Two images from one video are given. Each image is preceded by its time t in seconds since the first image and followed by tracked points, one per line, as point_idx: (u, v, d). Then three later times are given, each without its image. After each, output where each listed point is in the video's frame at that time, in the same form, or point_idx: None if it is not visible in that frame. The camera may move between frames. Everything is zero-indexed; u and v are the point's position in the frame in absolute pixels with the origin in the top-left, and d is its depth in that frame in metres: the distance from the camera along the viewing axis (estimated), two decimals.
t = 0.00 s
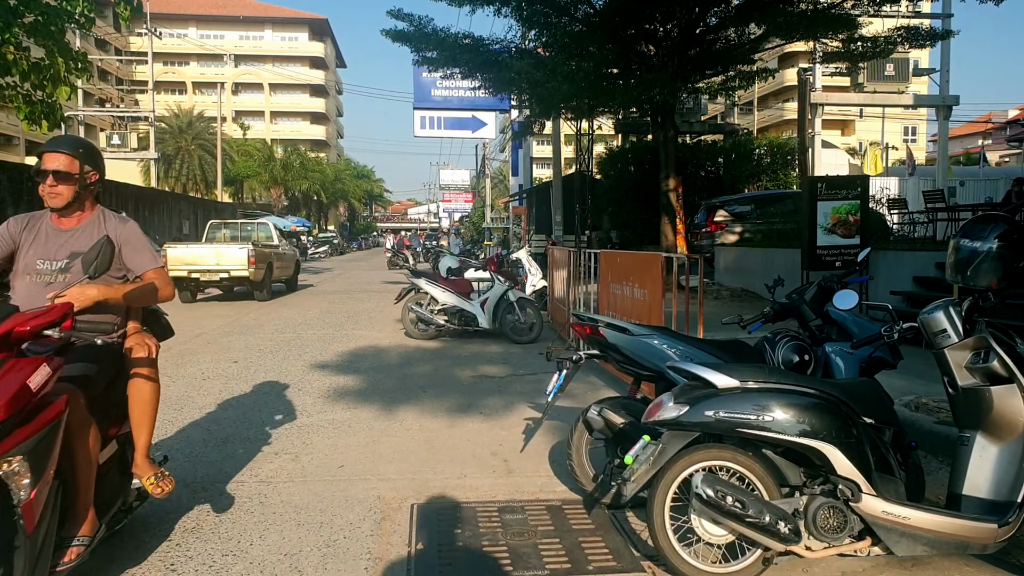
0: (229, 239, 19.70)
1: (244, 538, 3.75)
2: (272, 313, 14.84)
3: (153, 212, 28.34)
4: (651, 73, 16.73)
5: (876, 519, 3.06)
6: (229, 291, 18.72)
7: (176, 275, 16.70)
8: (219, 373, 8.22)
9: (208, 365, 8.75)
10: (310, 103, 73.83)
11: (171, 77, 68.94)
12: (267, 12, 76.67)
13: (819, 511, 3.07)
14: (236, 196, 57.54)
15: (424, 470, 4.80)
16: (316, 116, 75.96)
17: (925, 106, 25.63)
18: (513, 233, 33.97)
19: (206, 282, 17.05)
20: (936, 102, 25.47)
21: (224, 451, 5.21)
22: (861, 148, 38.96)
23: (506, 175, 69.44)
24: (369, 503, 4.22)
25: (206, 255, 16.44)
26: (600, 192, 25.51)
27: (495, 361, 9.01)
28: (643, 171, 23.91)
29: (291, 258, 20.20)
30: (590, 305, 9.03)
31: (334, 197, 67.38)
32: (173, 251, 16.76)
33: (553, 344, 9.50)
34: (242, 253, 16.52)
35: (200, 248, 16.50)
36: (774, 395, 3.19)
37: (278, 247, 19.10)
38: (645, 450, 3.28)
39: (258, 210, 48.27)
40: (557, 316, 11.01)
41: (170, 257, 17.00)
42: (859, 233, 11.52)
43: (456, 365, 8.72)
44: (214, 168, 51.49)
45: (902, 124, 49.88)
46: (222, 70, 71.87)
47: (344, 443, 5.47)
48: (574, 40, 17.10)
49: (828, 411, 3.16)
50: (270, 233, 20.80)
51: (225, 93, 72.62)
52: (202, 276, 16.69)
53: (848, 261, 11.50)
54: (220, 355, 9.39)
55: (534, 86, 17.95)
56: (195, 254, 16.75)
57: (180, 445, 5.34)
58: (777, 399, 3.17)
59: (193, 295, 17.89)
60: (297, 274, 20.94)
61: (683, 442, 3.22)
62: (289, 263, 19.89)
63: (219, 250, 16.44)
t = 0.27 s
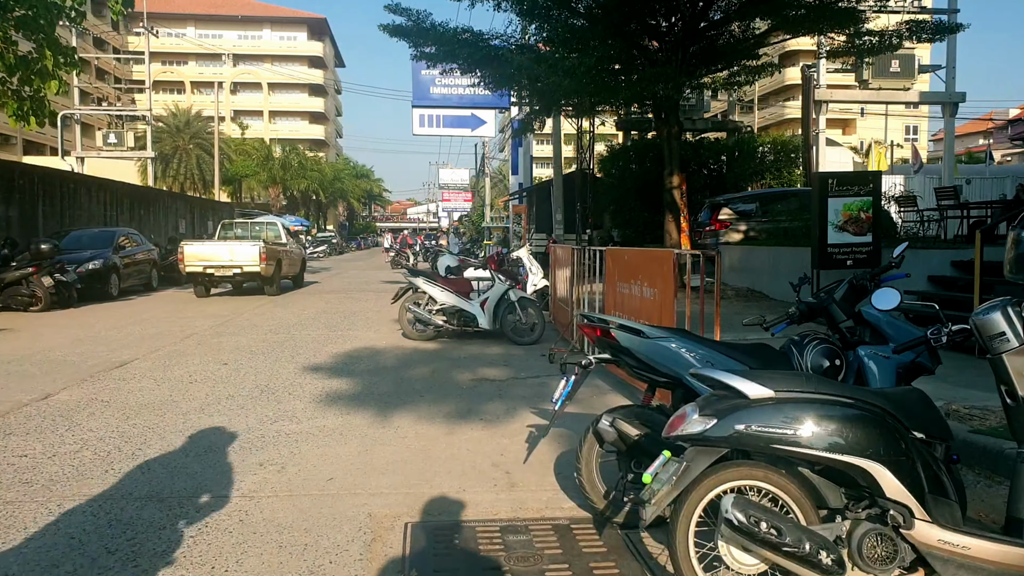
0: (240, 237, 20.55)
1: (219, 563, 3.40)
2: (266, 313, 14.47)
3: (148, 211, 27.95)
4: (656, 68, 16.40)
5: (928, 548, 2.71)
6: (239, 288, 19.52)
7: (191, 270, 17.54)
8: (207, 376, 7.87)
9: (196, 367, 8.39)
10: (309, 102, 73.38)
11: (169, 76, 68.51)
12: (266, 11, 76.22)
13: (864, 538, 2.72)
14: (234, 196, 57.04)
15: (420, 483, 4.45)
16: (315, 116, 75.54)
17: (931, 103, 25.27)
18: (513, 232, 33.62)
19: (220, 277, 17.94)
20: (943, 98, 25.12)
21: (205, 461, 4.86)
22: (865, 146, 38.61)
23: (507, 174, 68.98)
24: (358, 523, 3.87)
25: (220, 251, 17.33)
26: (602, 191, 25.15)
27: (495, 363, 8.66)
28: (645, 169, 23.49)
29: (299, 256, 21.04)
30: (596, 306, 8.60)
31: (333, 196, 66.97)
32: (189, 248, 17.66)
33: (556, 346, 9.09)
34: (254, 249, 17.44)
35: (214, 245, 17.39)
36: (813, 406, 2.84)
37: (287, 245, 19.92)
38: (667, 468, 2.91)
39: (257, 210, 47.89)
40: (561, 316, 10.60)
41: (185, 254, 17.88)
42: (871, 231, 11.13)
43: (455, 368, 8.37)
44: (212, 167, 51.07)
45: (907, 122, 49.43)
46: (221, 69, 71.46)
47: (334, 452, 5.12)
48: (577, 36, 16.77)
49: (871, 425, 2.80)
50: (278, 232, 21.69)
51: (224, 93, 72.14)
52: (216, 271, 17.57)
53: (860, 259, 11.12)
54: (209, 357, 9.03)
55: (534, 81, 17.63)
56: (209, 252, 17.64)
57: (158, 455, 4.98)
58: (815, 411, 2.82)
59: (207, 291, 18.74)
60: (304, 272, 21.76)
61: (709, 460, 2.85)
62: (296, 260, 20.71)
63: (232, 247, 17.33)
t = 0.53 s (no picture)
0: (249, 238, 21.58)
1: None
2: (261, 316, 14.08)
3: (143, 211, 27.54)
4: (661, 65, 16.04)
5: None
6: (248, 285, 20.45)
7: (204, 270, 18.48)
8: (194, 387, 7.49)
9: (184, 376, 8.01)
10: (308, 101, 72.93)
11: (167, 75, 68.07)
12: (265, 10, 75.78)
13: None
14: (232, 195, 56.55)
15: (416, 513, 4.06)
16: (314, 115, 75.09)
17: (938, 103, 24.89)
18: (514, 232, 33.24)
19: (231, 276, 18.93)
20: (949, 97, 24.76)
21: (183, 487, 4.47)
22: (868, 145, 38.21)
23: (507, 174, 68.52)
24: (347, 563, 3.49)
25: (233, 252, 18.28)
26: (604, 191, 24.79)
27: (496, 372, 8.27)
28: (649, 169, 23.09)
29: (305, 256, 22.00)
30: (601, 312, 8.17)
31: (332, 196, 66.54)
32: (203, 248, 18.61)
33: (561, 354, 8.66)
34: (265, 249, 18.44)
35: (227, 246, 18.32)
36: (869, 446, 2.45)
37: (293, 245, 20.88)
38: (698, 513, 2.54)
39: (255, 209, 47.50)
40: (564, 320, 10.17)
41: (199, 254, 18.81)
42: (886, 232, 10.77)
43: (454, 377, 7.98)
44: (210, 167, 50.64)
45: (911, 123, 48.99)
46: (219, 68, 71.03)
47: (324, 475, 4.73)
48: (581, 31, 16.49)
49: (936, 467, 2.42)
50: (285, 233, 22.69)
51: (222, 92, 71.72)
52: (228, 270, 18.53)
53: (874, 262, 10.76)
54: (198, 365, 8.65)
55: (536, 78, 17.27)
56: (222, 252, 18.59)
57: (134, 478, 4.61)
58: (872, 451, 2.44)
59: (219, 288, 19.74)
60: (309, 271, 22.84)
61: (749, 507, 2.48)
62: (302, 259, 21.70)
63: (245, 248, 18.30)
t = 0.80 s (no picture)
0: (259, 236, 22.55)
1: None
2: (259, 316, 13.73)
3: (141, 210, 27.18)
4: (668, 59, 15.59)
5: None
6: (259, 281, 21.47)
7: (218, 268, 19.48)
8: (187, 391, 7.15)
9: (177, 379, 7.68)
10: (308, 100, 72.54)
11: (167, 74, 67.66)
12: (266, 8, 75.37)
13: None
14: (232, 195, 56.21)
15: (423, 534, 3.71)
16: (314, 114, 74.70)
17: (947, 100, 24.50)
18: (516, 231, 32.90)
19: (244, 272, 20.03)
20: (959, 94, 24.38)
21: (168, 504, 4.11)
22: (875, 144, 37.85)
23: (509, 174, 68.06)
24: None
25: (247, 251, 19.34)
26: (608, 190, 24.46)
27: (503, 376, 7.93)
28: (653, 168, 22.76)
29: (312, 254, 22.98)
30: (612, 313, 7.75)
31: (332, 195, 66.21)
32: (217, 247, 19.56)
33: (570, 357, 8.24)
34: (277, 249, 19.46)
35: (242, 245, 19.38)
36: (944, 473, 2.27)
37: (302, 244, 21.87)
38: (754, 544, 2.36)
39: (255, 208, 47.13)
40: (572, 320, 9.80)
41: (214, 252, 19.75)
42: (904, 231, 10.37)
43: (459, 381, 7.64)
44: (209, 166, 50.27)
45: (916, 122, 48.51)
46: (219, 67, 70.63)
47: (322, 490, 4.38)
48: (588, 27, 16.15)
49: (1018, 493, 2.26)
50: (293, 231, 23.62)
51: (222, 90, 71.34)
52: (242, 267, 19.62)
53: (892, 262, 10.37)
54: (192, 368, 8.31)
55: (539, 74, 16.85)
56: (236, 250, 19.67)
57: (118, 492, 4.28)
58: (948, 479, 2.25)
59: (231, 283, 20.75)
60: (316, 267, 23.79)
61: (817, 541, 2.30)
62: (311, 257, 22.73)
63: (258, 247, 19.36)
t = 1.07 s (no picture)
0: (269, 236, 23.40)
1: None
2: (256, 320, 13.36)
3: (139, 210, 26.84)
4: (678, 57, 15.32)
5: None
6: (268, 279, 22.77)
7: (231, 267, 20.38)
8: (180, 403, 6.78)
9: (170, 389, 7.31)
10: (309, 101, 72.19)
11: (166, 74, 67.30)
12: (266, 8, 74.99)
13: None
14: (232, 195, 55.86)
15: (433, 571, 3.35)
16: (314, 114, 74.35)
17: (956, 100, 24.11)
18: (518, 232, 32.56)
19: (256, 271, 21.42)
20: (969, 93, 23.99)
21: (153, 536, 3.74)
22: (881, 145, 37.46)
23: (510, 174, 67.65)
24: None
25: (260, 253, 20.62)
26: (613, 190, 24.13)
27: (511, 386, 7.56)
28: (658, 169, 22.51)
29: (320, 254, 23.83)
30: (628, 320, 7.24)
31: (332, 195, 65.88)
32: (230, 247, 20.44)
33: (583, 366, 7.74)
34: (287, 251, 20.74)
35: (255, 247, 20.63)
36: None
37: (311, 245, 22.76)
38: None
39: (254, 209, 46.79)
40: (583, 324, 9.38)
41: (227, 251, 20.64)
42: (926, 233, 9.96)
43: (466, 392, 7.27)
44: (209, 167, 49.93)
45: (921, 123, 48.11)
46: (219, 67, 70.27)
47: (322, 518, 4.00)
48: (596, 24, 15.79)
49: None
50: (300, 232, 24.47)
51: (222, 91, 71.01)
52: (255, 266, 20.99)
53: (913, 265, 9.97)
54: (186, 377, 7.95)
55: (546, 73, 16.52)
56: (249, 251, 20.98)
57: (98, 521, 3.90)
58: None
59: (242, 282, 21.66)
60: (322, 267, 24.65)
61: None
62: (317, 257, 24.02)
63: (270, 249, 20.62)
